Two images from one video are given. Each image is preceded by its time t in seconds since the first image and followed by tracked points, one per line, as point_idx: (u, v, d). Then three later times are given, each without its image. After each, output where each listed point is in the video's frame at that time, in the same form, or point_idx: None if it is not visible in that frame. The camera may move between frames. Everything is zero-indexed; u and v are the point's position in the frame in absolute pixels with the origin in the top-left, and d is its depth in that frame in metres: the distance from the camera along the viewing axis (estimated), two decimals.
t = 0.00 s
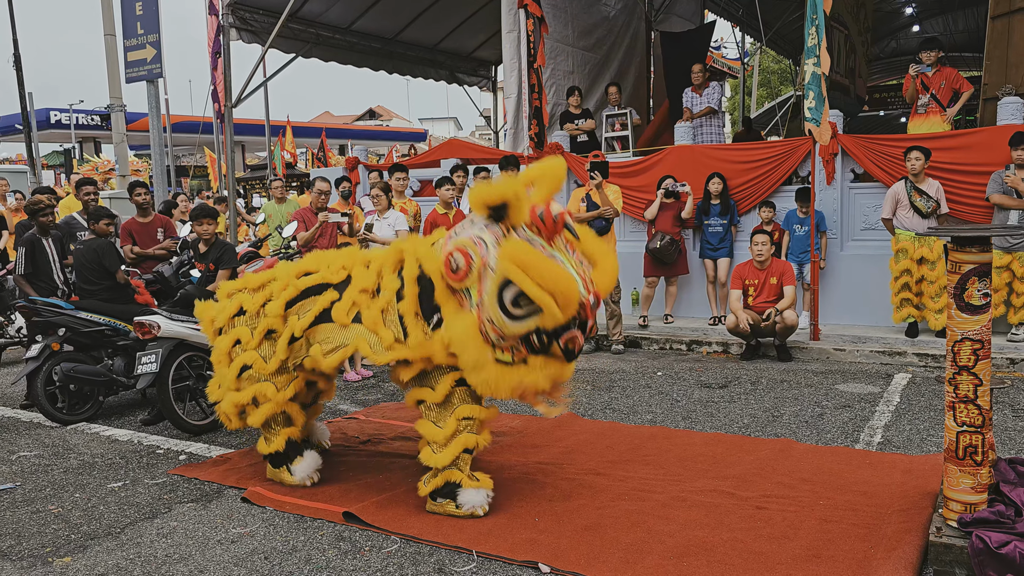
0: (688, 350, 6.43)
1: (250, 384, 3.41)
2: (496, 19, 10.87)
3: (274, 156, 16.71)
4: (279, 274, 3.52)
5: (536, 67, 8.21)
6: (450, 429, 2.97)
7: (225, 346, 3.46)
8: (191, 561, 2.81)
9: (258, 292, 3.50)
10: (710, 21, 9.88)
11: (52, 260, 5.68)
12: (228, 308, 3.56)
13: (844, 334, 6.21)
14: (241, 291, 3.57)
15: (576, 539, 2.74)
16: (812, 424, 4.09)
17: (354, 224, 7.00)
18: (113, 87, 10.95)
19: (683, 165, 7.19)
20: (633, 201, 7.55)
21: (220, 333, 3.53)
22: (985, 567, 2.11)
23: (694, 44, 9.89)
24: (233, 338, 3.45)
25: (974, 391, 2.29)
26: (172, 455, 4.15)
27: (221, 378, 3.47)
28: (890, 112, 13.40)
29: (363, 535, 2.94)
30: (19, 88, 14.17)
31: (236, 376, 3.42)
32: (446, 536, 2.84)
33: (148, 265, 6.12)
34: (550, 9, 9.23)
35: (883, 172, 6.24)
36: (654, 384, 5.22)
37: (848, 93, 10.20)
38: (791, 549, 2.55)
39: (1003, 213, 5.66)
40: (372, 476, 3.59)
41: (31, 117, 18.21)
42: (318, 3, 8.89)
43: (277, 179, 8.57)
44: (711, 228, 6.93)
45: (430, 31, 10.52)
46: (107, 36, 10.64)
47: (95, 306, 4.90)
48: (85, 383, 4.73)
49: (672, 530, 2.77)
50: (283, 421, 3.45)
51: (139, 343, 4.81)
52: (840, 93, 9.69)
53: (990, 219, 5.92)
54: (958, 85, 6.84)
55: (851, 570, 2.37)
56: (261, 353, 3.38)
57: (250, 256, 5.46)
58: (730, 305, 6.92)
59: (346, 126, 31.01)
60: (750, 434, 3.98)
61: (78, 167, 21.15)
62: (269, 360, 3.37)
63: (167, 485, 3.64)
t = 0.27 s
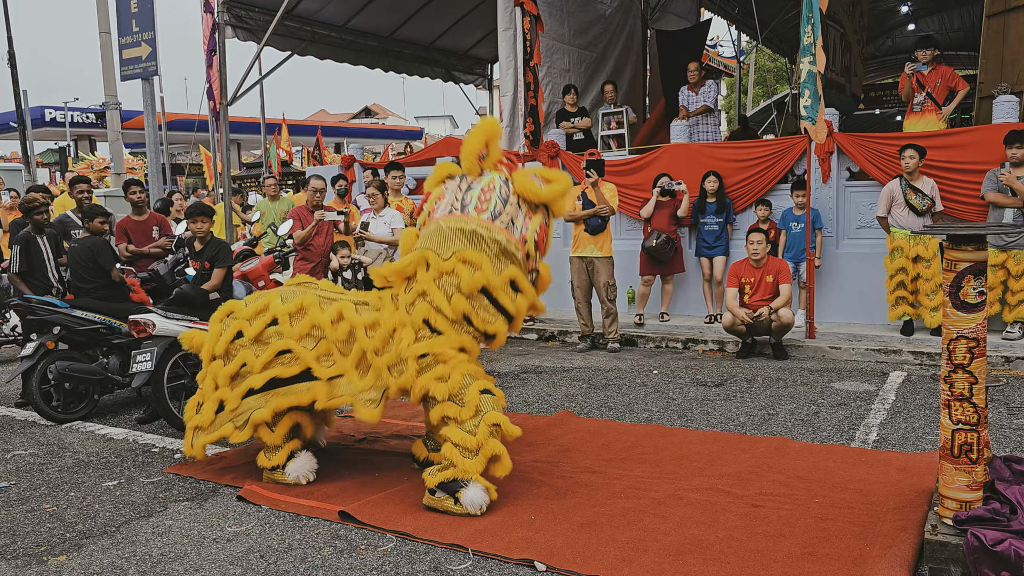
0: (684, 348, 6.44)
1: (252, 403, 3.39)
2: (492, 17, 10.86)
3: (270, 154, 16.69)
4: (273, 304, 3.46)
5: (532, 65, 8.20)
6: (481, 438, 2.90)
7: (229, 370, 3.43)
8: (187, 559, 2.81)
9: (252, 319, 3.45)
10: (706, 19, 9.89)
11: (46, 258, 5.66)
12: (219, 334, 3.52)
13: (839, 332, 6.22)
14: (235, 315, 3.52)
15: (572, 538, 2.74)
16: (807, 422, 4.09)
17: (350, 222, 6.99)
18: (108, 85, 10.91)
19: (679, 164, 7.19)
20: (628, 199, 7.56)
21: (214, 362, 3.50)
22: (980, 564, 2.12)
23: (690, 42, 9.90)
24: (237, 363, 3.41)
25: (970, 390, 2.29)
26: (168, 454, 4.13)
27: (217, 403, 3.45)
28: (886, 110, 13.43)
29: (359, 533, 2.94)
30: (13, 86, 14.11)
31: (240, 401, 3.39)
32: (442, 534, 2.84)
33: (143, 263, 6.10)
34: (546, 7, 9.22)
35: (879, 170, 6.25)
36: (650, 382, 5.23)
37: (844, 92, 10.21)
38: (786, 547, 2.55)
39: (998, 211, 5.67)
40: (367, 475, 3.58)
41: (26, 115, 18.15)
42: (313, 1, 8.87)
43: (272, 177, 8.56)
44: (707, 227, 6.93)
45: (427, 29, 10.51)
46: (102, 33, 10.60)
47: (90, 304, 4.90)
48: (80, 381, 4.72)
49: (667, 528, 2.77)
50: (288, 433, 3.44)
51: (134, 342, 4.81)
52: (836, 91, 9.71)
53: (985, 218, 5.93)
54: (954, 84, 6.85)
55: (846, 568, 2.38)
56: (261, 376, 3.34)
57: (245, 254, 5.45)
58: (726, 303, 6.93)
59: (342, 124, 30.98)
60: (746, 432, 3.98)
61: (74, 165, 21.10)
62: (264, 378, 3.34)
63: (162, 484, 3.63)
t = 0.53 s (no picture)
0: (679, 348, 6.44)
1: (263, 355, 3.56)
2: (488, 16, 10.84)
3: (265, 153, 16.63)
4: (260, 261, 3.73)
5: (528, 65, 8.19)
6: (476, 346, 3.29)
7: (230, 327, 3.62)
8: (181, 559, 2.80)
9: (246, 278, 3.72)
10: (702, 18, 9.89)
11: (40, 256, 5.63)
12: (215, 298, 3.76)
13: (834, 331, 6.23)
14: (228, 279, 3.77)
15: (567, 537, 2.73)
16: (802, 422, 4.10)
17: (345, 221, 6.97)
18: (102, 82, 10.86)
19: (674, 163, 7.19)
20: (624, 198, 7.56)
21: (215, 322, 3.72)
22: (974, 564, 2.12)
23: (686, 42, 9.89)
24: (235, 321, 3.61)
25: (965, 390, 2.29)
26: (161, 453, 4.12)
27: (229, 356, 3.63)
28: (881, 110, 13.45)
29: (354, 533, 2.93)
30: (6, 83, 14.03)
31: (251, 354, 3.56)
32: (436, 534, 2.83)
33: (137, 262, 6.07)
34: (542, 6, 9.21)
35: (875, 170, 6.26)
36: (645, 381, 5.22)
37: (839, 92, 10.23)
38: (781, 547, 2.55)
39: (992, 211, 5.69)
40: (362, 474, 3.57)
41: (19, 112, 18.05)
42: None
43: (267, 176, 8.53)
44: (702, 226, 6.94)
45: (422, 27, 10.49)
46: (96, 31, 10.55)
47: (84, 303, 4.87)
48: (73, 380, 4.70)
49: (662, 528, 2.77)
50: (288, 396, 3.63)
51: (129, 341, 4.77)
52: (832, 91, 9.72)
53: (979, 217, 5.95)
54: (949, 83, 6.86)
55: (841, 568, 2.38)
56: (266, 327, 3.56)
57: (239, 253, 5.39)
58: (721, 302, 6.93)
59: (338, 122, 30.92)
60: (741, 432, 3.99)
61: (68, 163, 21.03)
62: (278, 316, 3.51)
63: (156, 483, 3.62)
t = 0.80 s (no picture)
0: (676, 346, 6.45)
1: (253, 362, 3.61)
2: (485, 13, 10.82)
3: (262, 150, 16.61)
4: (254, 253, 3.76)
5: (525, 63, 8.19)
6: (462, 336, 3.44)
7: (224, 330, 3.67)
8: (176, 557, 2.79)
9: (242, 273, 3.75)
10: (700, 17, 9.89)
11: (36, 253, 5.60)
12: (212, 295, 3.81)
13: (830, 330, 6.23)
14: (224, 276, 3.79)
15: (563, 535, 2.73)
16: (798, 420, 4.11)
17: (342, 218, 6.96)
18: (98, 79, 10.82)
19: (671, 162, 7.20)
20: (621, 197, 7.55)
21: (213, 321, 3.76)
22: (970, 562, 2.13)
23: (683, 40, 9.89)
24: (228, 323, 3.66)
25: (962, 389, 2.30)
26: (157, 450, 4.11)
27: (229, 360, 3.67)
28: (878, 109, 13.48)
29: (351, 530, 2.93)
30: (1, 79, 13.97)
31: (239, 365, 3.63)
32: (433, 531, 2.83)
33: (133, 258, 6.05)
34: (539, 4, 9.23)
35: (872, 169, 6.26)
36: (642, 380, 5.23)
37: (836, 91, 10.24)
38: (778, 546, 2.55)
39: (988, 211, 5.70)
40: (359, 472, 3.57)
41: (15, 109, 17.98)
42: None
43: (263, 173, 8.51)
44: (699, 224, 6.95)
45: (419, 25, 10.47)
46: (92, 27, 10.51)
47: (80, 299, 4.87)
48: (69, 376, 4.69)
49: (659, 526, 2.77)
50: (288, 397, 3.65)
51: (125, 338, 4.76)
52: (829, 90, 9.73)
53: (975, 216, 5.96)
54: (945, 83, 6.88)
55: (838, 566, 2.39)
56: (257, 333, 3.60)
57: (236, 250, 5.37)
58: (717, 301, 6.94)
59: (334, 119, 30.86)
60: (737, 430, 3.99)
61: (64, 159, 20.97)
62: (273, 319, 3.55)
63: (151, 480, 3.61)
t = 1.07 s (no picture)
0: (675, 346, 6.45)
1: (242, 367, 3.61)
2: (486, 12, 10.81)
3: (261, 148, 16.60)
4: (259, 251, 3.74)
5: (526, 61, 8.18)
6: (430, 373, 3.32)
7: (218, 330, 3.64)
8: (175, 555, 2.78)
9: (243, 273, 3.71)
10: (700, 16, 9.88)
11: (35, 249, 5.59)
12: (209, 290, 3.78)
13: (830, 330, 6.23)
14: (223, 271, 3.77)
15: (563, 535, 2.73)
16: (798, 421, 4.11)
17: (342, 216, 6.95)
18: (98, 75, 10.80)
19: (672, 161, 7.19)
20: (621, 196, 7.55)
21: (207, 317, 3.72)
22: (971, 563, 2.13)
23: (683, 39, 9.88)
24: (223, 322, 3.64)
25: (963, 389, 2.29)
26: (156, 447, 4.10)
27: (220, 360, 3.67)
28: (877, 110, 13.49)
29: (350, 529, 2.92)
30: None
31: (232, 366, 3.64)
32: (433, 530, 2.82)
33: (132, 256, 6.05)
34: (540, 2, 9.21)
35: (872, 170, 6.26)
36: (641, 379, 5.23)
37: (836, 91, 10.24)
38: (778, 545, 2.55)
39: (988, 212, 5.70)
40: (358, 470, 3.56)
41: (14, 105, 17.95)
42: None
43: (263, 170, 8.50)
44: (699, 224, 6.95)
45: (420, 23, 10.45)
46: (91, 24, 10.48)
47: (79, 295, 4.85)
48: (67, 373, 4.68)
49: (660, 526, 2.77)
50: (283, 402, 3.61)
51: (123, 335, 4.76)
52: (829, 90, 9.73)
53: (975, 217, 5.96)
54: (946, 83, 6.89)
55: (838, 566, 2.38)
56: (247, 339, 3.57)
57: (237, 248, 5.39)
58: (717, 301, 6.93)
59: (334, 117, 30.84)
60: (737, 430, 3.99)
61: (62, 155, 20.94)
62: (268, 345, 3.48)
63: (151, 478, 3.60)
